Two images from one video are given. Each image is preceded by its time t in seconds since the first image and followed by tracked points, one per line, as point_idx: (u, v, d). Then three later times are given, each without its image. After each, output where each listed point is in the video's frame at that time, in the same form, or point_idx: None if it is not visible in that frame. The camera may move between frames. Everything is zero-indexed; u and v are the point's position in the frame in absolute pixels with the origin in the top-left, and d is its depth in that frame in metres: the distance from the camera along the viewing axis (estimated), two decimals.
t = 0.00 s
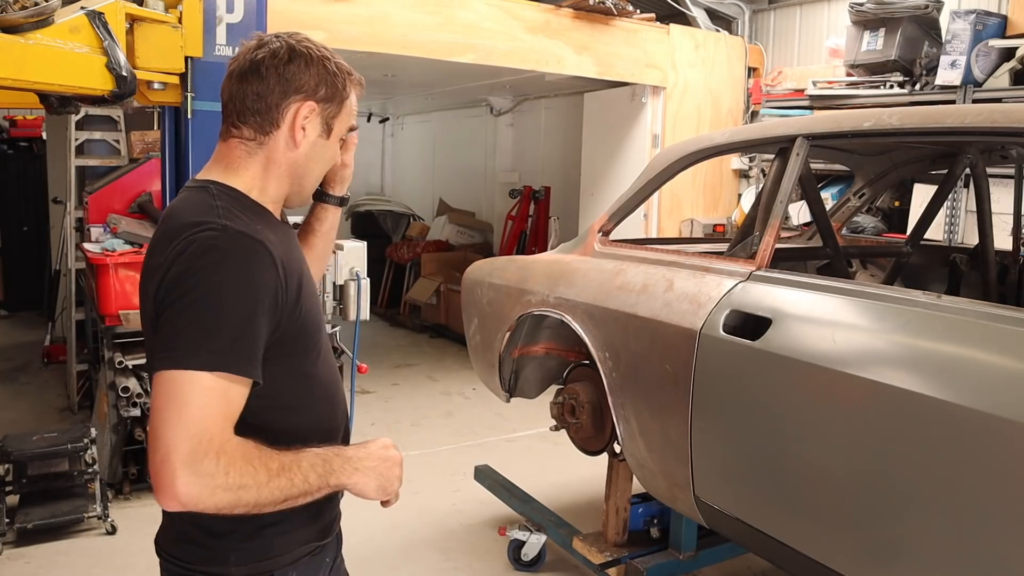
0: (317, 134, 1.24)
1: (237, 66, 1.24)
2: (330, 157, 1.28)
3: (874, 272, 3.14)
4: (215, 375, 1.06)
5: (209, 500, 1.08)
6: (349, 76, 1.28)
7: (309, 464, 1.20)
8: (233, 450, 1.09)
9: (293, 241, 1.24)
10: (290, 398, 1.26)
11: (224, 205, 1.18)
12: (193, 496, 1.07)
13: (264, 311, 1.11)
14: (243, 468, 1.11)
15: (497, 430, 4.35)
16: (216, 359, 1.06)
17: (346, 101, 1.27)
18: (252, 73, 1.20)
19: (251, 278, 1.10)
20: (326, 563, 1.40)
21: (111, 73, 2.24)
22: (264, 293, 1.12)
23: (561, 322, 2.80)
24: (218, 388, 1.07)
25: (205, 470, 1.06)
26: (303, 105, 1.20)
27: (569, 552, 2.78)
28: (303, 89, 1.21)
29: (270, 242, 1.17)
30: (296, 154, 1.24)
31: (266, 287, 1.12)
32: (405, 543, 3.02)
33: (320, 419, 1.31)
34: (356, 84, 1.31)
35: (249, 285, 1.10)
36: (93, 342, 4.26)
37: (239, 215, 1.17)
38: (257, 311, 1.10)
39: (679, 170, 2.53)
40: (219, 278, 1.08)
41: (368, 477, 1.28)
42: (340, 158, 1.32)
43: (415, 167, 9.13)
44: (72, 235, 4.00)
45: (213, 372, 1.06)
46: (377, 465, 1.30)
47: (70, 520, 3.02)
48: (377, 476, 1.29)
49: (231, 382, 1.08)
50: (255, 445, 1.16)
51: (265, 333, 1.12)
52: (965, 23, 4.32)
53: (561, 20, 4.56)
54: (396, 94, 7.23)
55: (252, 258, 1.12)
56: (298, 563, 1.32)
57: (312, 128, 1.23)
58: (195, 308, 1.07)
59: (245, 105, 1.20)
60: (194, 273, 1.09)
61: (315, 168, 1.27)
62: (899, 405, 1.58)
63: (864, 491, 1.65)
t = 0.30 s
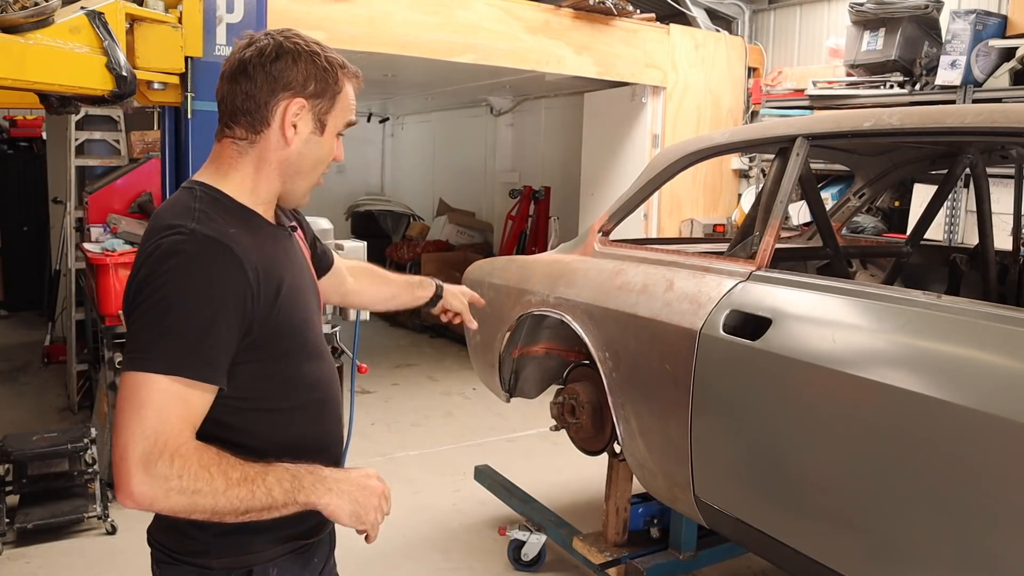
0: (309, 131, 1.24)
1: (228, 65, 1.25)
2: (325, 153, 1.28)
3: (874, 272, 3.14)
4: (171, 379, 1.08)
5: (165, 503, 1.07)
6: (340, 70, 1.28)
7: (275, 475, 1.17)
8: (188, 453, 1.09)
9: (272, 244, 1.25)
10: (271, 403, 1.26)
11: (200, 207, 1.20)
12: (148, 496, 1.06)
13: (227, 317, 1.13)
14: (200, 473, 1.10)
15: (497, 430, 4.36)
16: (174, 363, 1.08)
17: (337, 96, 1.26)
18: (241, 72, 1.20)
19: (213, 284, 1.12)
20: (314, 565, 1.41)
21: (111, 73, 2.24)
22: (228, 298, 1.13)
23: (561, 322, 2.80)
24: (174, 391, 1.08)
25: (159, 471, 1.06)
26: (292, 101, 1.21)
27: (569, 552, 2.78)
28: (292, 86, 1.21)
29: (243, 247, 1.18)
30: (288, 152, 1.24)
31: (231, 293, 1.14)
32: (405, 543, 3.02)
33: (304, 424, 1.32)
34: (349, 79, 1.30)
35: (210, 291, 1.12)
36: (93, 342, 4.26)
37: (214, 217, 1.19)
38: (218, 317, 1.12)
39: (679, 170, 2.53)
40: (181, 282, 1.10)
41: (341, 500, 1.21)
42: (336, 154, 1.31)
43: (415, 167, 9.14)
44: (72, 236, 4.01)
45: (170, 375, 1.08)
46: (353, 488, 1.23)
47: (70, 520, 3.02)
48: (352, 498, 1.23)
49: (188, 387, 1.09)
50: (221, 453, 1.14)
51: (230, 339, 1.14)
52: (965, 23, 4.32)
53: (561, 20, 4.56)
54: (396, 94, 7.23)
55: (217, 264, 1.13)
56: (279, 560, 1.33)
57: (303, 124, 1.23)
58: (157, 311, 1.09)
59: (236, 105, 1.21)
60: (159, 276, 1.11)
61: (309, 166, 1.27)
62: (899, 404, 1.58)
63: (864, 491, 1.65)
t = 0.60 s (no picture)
0: (326, 132, 1.24)
1: (249, 67, 1.26)
2: (341, 157, 1.28)
3: (874, 272, 3.14)
4: (141, 367, 1.08)
5: (118, 487, 1.05)
6: (360, 74, 1.28)
7: (237, 478, 1.12)
8: (146, 441, 1.06)
9: (266, 243, 1.25)
10: (260, 404, 1.26)
11: (200, 202, 1.22)
12: (103, 477, 1.05)
13: (206, 310, 1.13)
14: (156, 463, 1.06)
15: (497, 430, 4.36)
16: (146, 349, 1.07)
17: (356, 99, 1.27)
18: (261, 74, 1.21)
19: (192, 276, 1.12)
20: (299, 569, 1.41)
21: (111, 73, 2.23)
22: (206, 291, 1.13)
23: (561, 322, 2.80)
24: (143, 378, 1.08)
25: (115, 455, 1.04)
26: (309, 102, 1.21)
27: (568, 552, 2.78)
28: (309, 87, 1.22)
29: (233, 244, 1.19)
30: (304, 154, 1.24)
31: (211, 287, 1.14)
32: (404, 543, 3.03)
33: (293, 428, 1.31)
34: (369, 83, 1.31)
35: (189, 281, 1.12)
36: (93, 342, 4.27)
37: (210, 212, 1.21)
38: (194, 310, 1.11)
39: (679, 170, 2.53)
40: (162, 270, 1.11)
41: (303, 516, 1.15)
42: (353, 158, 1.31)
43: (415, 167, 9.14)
44: (72, 236, 4.01)
45: (141, 363, 1.07)
46: (319, 506, 1.17)
47: (70, 520, 3.02)
48: (314, 515, 1.16)
49: (158, 377, 1.09)
50: (187, 448, 1.11)
51: (208, 333, 1.13)
52: (965, 23, 4.32)
53: (561, 20, 4.56)
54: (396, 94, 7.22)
55: (200, 257, 1.14)
56: (257, 560, 1.34)
57: (320, 126, 1.23)
58: (137, 297, 1.10)
59: (255, 106, 1.22)
60: (144, 264, 1.12)
61: (326, 169, 1.27)
62: (898, 404, 1.59)
63: (863, 490, 1.65)
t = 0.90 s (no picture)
0: (291, 128, 1.22)
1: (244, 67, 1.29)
2: (318, 153, 1.24)
3: (874, 272, 3.13)
4: (132, 361, 1.07)
5: (105, 480, 1.03)
6: (336, 66, 1.24)
7: (226, 478, 1.08)
8: (134, 435, 1.04)
9: (262, 244, 1.25)
10: (257, 405, 1.26)
11: (199, 201, 1.23)
12: (91, 470, 1.04)
13: (197, 307, 1.13)
14: (142, 457, 1.04)
15: (498, 430, 4.36)
16: (136, 343, 1.07)
17: (326, 92, 1.23)
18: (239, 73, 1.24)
19: (185, 272, 1.13)
20: (294, 570, 1.40)
21: (111, 73, 2.23)
22: (197, 288, 1.13)
23: (561, 322, 2.79)
24: (133, 372, 1.07)
25: (103, 447, 1.03)
26: (272, 98, 1.21)
27: (569, 552, 2.78)
28: (273, 83, 1.21)
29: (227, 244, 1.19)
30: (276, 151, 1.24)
31: (204, 284, 1.14)
32: (404, 542, 3.03)
33: (289, 429, 1.31)
34: (352, 76, 1.26)
35: (180, 276, 1.12)
36: (93, 342, 4.27)
37: (207, 211, 1.22)
38: (185, 306, 1.11)
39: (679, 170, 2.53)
40: (155, 265, 1.12)
41: (291, 521, 1.10)
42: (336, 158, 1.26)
43: (415, 167, 9.14)
44: (72, 236, 4.01)
45: (131, 357, 1.07)
46: (309, 512, 1.12)
47: (70, 520, 3.02)
48: (304, 520, 1.11)
49: (150, 373, 1.09)
50: (178, 444, 1.09)
51: (199, 331, 1.13)
52: (965, 23, 4.32)
53: (561, 20, 4.56)
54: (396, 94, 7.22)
55: (193, 254, 1.14)
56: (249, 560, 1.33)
57: (286, 122, 1.22)
58: (130, 292, 1.10)
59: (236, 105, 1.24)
60: (139, 260, 1.13)
61: (303, 166, 1.24)
62: (899, 404, 1.59)
63: (864, 490, 1.65)
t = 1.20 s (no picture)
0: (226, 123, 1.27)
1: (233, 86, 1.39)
2: (249, 147, 1.24)
3: (874, 272, 3.13)
4: (124, 364, 1.08)
5: (96, 479, 1.03)
6: (253, 56, 1.23)
7: (214, 483, 1.05)
8: (124, 436, 1.04)
9: (259, 247, 1.26)
10: (256, 408, 1.26)
11: (198, 203, 1.25)
12: (84, 468, 1.04)
13: (189, 310, 1.13)
14: (132, 458, 1.03)
15: (498, 430, 4.36)
16: (127, 345, 1.08)
17: (242, 84, 1.23)
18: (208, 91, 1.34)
19: (178, 274, 1.14)
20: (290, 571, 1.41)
21: (111, 73, 2.23)
22: (189, 291, 1.14)
23: (561, 322, 2.79)
24: (125, 373, 1.08)
25: (94, 448, 1.03)
26: (214, 96, 1.29)
27: (569, 552, 2.78)
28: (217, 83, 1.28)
29: (221, 247, 1.20)
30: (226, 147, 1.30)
31: (195, 288, 1.15)
32: (404, 542, 3.03)
33: (286, 433, 1.31)
34: (270, 64, 1.22)
35: (173, 278, 1.13)
36: (93, 342, 4.27)
37: (204, 215, 1.23)
38: (176, 308, 1.12)
39: (679, 170, 2.53)
40: (149, 267, 1.13)
41: (279, 529, 1.05)
42: (264, 152, 1.24)
43: (415, 167, 9.14)
44: (72, 236, 4.01)
45: (123, 359, 1.08)
46: (299, 520, 1.06)
47: (70, 520, 3.02)
48: (293, 528, 1.06)
49: (142, 376, 1.09)
50: (170, 446, 1.07)
51: (192, 333, 1.13)
52: (965, 23, 4.32)
53: (561, 20, 4.56)
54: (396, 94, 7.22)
55: (185, 255, 1.15)
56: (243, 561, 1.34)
57: (223, 118, 1.27)
58: (125, 294, 1.12)
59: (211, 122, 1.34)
60: (135, 262, 1.15)
61: (242, 163, 1.26)
62: (898, 404, 1.59)
63: (864, 491, 1.65)
